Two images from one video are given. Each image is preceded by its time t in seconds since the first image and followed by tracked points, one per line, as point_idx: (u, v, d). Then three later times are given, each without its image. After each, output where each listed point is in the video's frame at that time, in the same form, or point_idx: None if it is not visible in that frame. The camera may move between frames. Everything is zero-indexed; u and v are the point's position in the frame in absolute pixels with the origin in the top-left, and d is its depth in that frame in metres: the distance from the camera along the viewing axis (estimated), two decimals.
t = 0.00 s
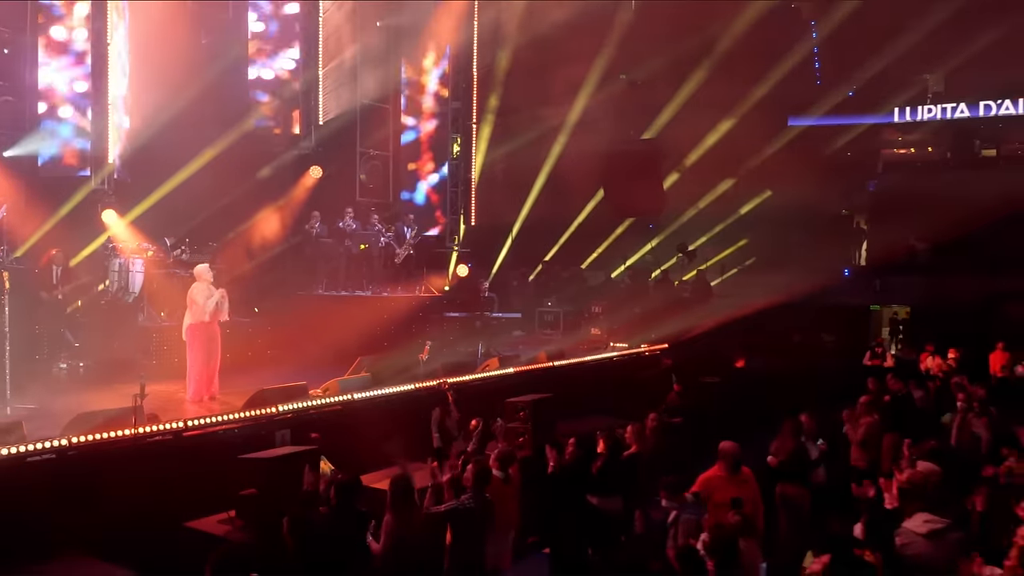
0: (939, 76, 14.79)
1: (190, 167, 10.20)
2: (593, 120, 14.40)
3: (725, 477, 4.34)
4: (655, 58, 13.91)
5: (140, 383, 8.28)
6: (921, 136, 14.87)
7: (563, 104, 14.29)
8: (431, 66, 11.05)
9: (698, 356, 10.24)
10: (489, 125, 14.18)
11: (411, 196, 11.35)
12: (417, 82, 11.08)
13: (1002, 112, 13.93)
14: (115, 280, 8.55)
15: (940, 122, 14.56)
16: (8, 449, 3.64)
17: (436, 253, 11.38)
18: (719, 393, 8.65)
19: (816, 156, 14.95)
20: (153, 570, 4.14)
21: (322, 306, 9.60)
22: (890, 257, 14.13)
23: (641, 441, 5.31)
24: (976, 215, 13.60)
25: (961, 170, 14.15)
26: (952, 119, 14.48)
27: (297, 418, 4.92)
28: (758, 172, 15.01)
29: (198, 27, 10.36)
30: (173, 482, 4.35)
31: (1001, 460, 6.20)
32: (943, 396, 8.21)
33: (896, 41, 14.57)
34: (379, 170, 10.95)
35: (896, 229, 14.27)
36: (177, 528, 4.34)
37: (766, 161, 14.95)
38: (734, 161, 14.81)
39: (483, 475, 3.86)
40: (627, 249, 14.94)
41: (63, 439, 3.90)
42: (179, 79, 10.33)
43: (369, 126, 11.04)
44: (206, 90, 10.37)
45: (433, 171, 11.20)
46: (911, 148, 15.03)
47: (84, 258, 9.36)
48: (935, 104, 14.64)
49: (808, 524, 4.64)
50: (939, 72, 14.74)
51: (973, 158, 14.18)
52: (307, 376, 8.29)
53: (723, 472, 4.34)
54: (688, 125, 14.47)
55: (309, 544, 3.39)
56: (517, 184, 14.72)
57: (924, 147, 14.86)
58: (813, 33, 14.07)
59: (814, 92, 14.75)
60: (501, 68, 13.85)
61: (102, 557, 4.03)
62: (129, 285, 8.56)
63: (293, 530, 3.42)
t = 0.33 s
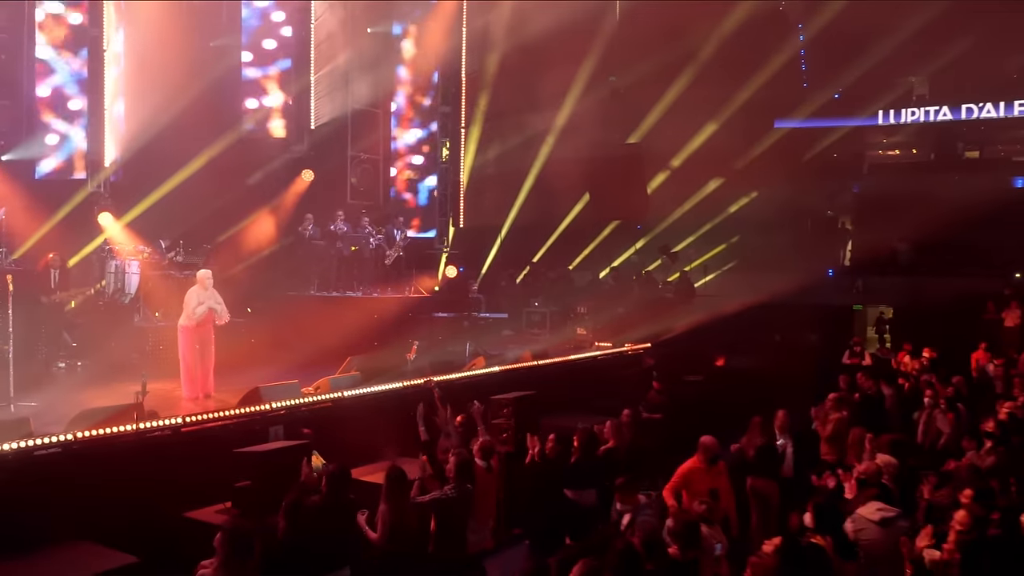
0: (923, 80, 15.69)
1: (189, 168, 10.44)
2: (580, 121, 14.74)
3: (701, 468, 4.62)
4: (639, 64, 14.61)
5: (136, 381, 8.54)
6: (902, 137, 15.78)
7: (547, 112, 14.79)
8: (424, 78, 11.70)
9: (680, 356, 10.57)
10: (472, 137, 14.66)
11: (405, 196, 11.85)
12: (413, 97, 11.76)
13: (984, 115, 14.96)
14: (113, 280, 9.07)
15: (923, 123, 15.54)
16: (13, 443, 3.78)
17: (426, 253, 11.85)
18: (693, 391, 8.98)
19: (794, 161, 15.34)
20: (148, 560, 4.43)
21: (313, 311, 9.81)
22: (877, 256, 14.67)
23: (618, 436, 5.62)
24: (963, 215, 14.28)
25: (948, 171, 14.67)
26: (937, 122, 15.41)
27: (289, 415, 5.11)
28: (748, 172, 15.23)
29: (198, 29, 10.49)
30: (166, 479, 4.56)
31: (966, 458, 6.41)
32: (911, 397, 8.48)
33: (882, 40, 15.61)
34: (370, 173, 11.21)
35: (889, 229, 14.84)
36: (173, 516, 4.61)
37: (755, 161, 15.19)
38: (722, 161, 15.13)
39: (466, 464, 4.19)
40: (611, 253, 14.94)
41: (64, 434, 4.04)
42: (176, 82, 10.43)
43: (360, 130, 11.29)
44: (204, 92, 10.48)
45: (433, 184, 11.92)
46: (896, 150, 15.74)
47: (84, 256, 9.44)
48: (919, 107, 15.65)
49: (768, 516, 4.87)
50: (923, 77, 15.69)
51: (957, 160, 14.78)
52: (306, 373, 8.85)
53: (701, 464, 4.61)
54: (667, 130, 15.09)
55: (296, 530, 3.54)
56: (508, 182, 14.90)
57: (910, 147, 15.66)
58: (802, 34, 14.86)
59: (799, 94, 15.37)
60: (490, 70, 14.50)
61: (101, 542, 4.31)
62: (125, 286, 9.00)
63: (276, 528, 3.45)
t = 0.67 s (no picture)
0: (894, 83, 15.95)
1: (175, 170, 10.76)
2: (557, 125, 14.98)
3: (661, 462, 4.95)
4: (613, 69, 15.10)
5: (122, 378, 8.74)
6: (874, 140, 15.94)
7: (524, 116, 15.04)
8: (407, 85, 11.59)
9: (652, 355, 10.93)
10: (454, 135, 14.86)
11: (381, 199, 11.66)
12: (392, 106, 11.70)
13: (953, 119, 15.13)
14: (98, 281, 9.53)
15: (894, 126, 15.60)
16: (11, 438, 4.03)
17: (406, 254, 11.99)
18: (664, 389, 9.29)
19: (765, 165, 15.71)
20: (139, 547, 4.69)
21: (295, 311, 10.05)
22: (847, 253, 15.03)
23: (588, 432, 5.93)
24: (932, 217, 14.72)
25: (919, 172, 14.91)
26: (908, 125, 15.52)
27: (272, 411, 5.39)
28: (721, 172, 15.72)
29: (188, 34, 10.82)
30: (157, 474, 4.78)
31: (917, 451, 6.76)
32: (870, 396, 8.87)
33: (858, 40, 15.94)
34: (351, 177, 11.44)
35: (862, 229, 15.13)
36: (164, 507, 4.81)
37: (731, 160, 15.70)
38: (700, 160, 15.67)
39: (439, 457, 4.48)
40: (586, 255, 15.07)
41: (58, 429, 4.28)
42: (165, 86, 10.78)
43: (341, 135, 11.49)
44: (192, 96, 10.79)
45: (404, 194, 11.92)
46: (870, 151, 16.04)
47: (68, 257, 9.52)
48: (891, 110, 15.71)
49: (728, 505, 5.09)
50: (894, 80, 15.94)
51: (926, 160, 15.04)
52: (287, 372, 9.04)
53: (662, 458, 4.91)
54: (643, 132, 15.51)
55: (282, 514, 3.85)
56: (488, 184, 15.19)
57: (883, 150, 15.92)
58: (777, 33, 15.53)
59: (772, 96, 15.84)
60: (470, 74, 14.74)
61: (94, 530, 4.53)
62: (110, 287, 9.51)
63: (262, 514, 3.69)
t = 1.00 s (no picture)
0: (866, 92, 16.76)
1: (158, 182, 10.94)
2: (532, 138, 15.48)
3: (616, 462, 5.22)
4: (590, 81, 15.60)
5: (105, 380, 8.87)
6: (845, 148, 17.13)
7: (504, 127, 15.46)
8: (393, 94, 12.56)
9: (624, 360, 11.31)
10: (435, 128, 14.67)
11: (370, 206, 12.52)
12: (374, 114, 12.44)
13: (920, 128, 16.24)
14: (81, 289, 9.43)
15: (863, 135, 16.76)
16: (8, 439, 4.27)
17: (384, 261, 12.32)
18: (635, 391, 9.64)
19: (739, 172, 16.74)
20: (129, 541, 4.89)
21: (277, 317, 10.32)
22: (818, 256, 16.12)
23: (558, 430, 6.24)
24: (897, 223, 16.13)
25: (882, 182, 16.40)
26: (876, 134, 16.66)
27: (255, 413, 5.64)
28: (694, 179, 16.42)
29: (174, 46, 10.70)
30: (147, 472, 5.04)
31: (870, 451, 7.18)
32: (829, 398, 9.32)
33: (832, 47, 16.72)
34: (330, 185, 11.85)
35: (833, 237, 16.48)
36: (154, 502, 5.07)
37: (705, 167, 16.56)
38: (674, 169, 16.25)
39: (415, 455, 4.77)
40: (563, 261, 15.36)
41: (52, 430, 4.56)
42: (151, 95, 10.72)
43: (322, 143, 11.76)
44: (176, 110, 10.75)
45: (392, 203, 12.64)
46: (840, 160, 17.25)
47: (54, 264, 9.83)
48: (860, 118, 16.71)
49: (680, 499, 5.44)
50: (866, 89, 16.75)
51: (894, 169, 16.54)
52: (271, 375, 9.27)
53: (617, 458, 5.21)
54: (618, 141, 16.04)
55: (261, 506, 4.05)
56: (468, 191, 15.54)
57: (854, 158, 17.07)
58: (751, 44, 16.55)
59: (746, 106, 16.98)
60: (448, 83, 14.57)
61: (85, 526, 4.73)
62: (96, 293, 9.45)
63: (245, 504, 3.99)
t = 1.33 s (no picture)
0: (834, 111, 17.54)
1: (141, 197, 11.54)
2: (506, 157, 16.05)
3: (578, 470, 5.57)
4: (564, 99, 16.27)
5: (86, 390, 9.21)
6: (811, 164, 17.49)
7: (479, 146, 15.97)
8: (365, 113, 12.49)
9: (595, 373, 11.65)
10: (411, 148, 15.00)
11: (352, 220, 12.75)
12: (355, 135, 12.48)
13: (885, 145, 16.69)
14: (64, 303, 9.71)
15: (831, 152, 17.29)
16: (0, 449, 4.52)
17: (361, 277, 12.61)
18: (605, 403, 9.94)
19: (714, 185, 17.30)
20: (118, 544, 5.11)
21: (260, 334, 10.55)
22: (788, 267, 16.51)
23: (530, 439, 6.52)
24: (868, 236, 16.44)
25: (853, 198, 16.73)
26: (844, 150, 17.23)
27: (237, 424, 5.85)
28: (666, 194, 16.97)
29: (157, 67, 11.24)
30: (133, 480, 5.25)
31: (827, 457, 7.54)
32: (790, 407, 9.72)
33: (798, 66, 17.81)
34: (309, 202, 12.03)
35: (803, 249, 16.68)
36: (141, 509, 5.27)
37: (678, 180, 17.17)
38: (644, 185, 16.82)
39: (391, 459, 5.01)
40: (535, 278, 15.61)
41: (41, 441, 4.79)
42: (134, 114, 11.18)
43: (297, 162, 11.92)
44: (162, 126, 11.40)
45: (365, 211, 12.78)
46: (807, 175, 17.39)
47: (40, 276, 10.19)
48: (828, 136, 17.33)
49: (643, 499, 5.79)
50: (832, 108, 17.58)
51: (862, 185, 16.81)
52: (252, 388, 9.44)
53: (579, 466, 5.56)
54: (590, 158, 16.77)
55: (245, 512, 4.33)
56: (442, 207, 15.67)
57: (822, 173, 17.25)
58: (722, 59, 17.58)
59: (716, 122, 17.79)
60: (423, 98, 14.76)
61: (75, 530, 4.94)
62: (76, 308, 9.70)
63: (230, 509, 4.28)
